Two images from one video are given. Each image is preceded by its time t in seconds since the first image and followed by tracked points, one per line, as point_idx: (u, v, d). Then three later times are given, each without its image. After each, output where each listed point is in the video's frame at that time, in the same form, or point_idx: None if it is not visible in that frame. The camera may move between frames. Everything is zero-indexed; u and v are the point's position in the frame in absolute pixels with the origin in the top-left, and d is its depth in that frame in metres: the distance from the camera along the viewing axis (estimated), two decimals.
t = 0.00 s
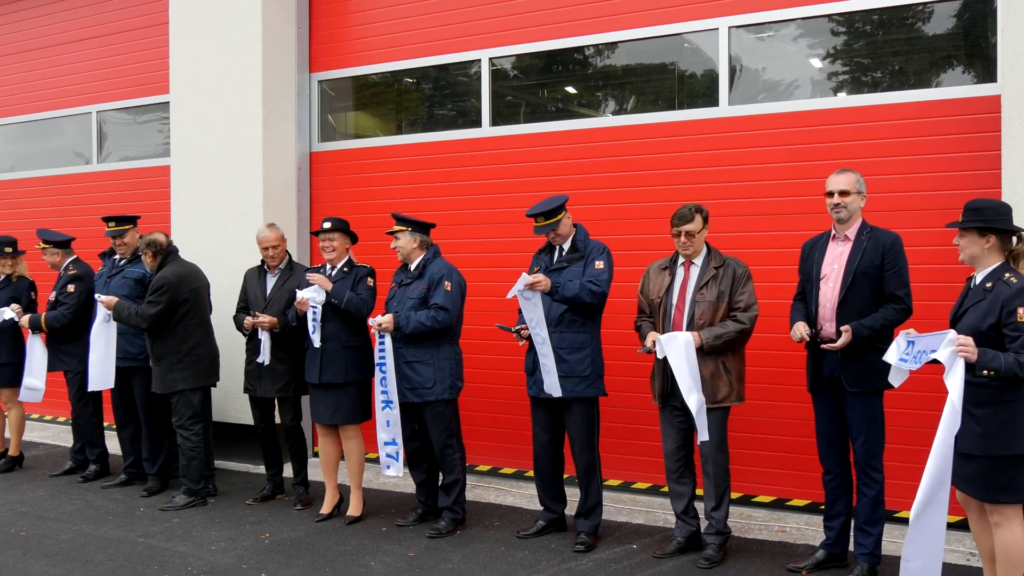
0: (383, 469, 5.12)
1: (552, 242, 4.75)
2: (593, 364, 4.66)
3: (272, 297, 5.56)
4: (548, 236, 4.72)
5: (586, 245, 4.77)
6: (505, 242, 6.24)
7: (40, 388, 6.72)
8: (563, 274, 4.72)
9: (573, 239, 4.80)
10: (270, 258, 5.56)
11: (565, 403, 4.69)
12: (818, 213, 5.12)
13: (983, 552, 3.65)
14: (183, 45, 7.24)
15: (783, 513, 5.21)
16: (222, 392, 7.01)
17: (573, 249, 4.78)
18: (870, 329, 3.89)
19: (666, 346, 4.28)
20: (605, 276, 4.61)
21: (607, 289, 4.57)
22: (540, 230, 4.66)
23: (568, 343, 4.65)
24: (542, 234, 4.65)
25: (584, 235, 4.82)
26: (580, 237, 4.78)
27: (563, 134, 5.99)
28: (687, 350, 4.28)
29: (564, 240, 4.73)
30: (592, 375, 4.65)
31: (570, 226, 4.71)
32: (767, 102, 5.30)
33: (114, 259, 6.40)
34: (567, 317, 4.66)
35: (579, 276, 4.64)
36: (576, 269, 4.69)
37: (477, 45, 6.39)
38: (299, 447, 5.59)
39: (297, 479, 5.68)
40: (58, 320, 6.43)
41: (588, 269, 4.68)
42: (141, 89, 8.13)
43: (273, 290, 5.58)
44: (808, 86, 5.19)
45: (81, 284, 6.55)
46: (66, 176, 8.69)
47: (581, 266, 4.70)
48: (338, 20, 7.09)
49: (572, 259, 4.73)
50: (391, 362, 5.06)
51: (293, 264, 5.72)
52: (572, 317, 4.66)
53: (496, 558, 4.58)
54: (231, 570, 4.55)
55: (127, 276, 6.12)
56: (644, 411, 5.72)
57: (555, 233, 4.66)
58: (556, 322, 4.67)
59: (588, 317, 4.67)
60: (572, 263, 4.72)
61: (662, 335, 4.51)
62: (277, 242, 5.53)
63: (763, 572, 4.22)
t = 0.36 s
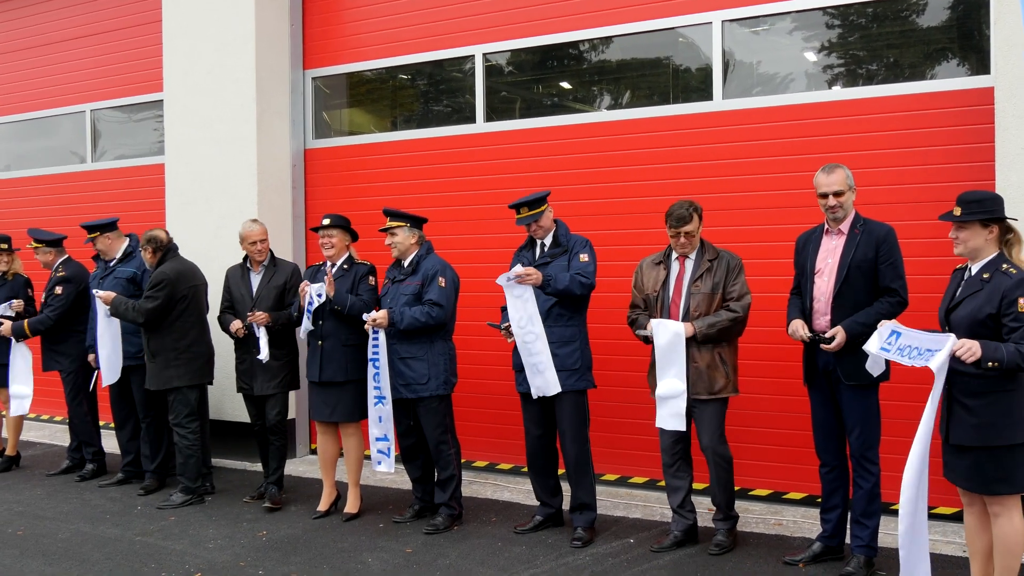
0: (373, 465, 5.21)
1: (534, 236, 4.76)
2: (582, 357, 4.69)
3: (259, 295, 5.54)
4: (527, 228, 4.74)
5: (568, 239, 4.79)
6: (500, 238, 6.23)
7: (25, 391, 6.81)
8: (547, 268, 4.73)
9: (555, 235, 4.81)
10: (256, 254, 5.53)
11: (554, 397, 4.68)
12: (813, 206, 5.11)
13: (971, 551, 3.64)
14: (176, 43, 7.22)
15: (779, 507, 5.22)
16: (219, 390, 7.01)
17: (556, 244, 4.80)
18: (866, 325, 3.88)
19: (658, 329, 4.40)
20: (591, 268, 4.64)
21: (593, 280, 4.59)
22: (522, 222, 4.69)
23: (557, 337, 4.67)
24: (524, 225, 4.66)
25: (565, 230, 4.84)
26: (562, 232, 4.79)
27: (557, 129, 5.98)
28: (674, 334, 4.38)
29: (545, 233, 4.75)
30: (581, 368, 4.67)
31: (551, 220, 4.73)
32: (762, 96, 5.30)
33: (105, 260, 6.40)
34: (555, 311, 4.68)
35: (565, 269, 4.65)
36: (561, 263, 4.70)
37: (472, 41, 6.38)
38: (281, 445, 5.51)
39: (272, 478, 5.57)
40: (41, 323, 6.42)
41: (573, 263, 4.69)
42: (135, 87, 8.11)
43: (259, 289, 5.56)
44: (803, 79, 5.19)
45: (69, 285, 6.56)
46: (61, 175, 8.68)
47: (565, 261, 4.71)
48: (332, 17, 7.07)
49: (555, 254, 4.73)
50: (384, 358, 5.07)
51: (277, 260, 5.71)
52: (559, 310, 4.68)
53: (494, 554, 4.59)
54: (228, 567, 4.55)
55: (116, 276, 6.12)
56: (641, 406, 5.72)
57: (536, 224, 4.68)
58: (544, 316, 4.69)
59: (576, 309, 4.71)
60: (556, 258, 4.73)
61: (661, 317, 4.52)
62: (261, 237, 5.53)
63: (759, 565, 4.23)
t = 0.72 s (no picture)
0: (370, 463, 5.22)
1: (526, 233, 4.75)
2: (576, 353, 4.71)
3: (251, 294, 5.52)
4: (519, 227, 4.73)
5: (558, 237, 4.80)
6: (498, 236, 6.23)
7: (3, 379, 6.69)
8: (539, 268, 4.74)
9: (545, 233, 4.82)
10: (252, 251, 5.51)
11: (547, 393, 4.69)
12: (810, 205, 5.12)
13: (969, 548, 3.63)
14: (174, 40, 7.21)
15: (775, 505, 5.22)
16: (216, 388, 7.01)
17: (546, 242, 4.80)
18: (863, 325, 3.89)
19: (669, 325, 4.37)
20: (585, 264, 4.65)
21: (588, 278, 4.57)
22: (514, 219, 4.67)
23: (551, 335, 4.67)
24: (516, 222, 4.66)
25: (555, 228, 4.84)
26: (553, 231, 4.79)
27: (555, 127, 5.98)
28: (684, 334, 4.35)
29: (536, 231, 4.73)
30: (576, 364, 4.69)
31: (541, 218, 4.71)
32: (759, 95, 5.30)
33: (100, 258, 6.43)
34: (549, 308, 4.67)
35: (559, 266, 4.66)
36: (553, 261, 4.70)
37: (470, 39, 6.37)
38: (271, 447, 5.56)
39: (261, 481, 5.57)
40: (20, 314, 6.47)
41: (566, 260, 4.70)
42: (132, 84, 8.10)
43: (252, 287, 5.54)
44: (801, 78, 5.19)
45: (55, 280, 6.54)
46: (58, 172, 8.66)
47: (557, 259, 4.72)
48: (330, 14, 7.06)
49: (549, 251, 4.75)
50: (384, 355, 5.06)
51: (272, 259, 5.66)
52: (554, 308, 4.68)
53: (490, 552, 4.59)
54: (225, 565, 4.54)
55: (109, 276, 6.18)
56: (638, 404, 5.72)
57: (528, 222, 4.66)
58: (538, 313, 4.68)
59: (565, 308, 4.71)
60: (547, 256, 4.74)
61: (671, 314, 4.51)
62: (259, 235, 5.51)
63: (755, 564, 4.23)
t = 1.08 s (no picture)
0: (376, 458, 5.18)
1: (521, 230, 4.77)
2: (574, 352, 4.74)
3: (250, 292, 5.51)
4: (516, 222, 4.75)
5: (553, 234, 4.81)
6: (495, 234, 6.23)
7: None
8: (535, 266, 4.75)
9: (540, 230, 4.81)
10: (248, 248, 5.49)
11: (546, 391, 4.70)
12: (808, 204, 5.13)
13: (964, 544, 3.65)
14: (172, 36, 7.19)
15: (772, 503, 5.25)
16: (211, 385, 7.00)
17: (541, 240, 4.80)
18: (858, 323, 3.91)
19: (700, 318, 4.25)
20: (585, 268, 4.67)
21: (593, 283, 4.64)
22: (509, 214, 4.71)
23: (550, 333, 4.68)
24: (511, 217, 4.69)
25: (551, 226, 4.85)
26: (548, 229, 4.79)
27: (553, 125, 5.99)
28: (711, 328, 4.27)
29: (531, 228, 4.74)
30: (574, 363, 4.71)
31: (537, 215, 4.73)
32: (757, 94, 5.31)
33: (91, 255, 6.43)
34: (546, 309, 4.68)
35: (559, 268, 4.70)
36: (550, 260, 4.73)
37: (468, 36, 6.37)
38: (269, 445, 5.53)
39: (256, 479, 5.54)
40: (13, 309, 6.48)
41: (564, 262, 4.73)
42: (129, 80, 8.08)
43: (252, 285, 5.53)
44: (798, 77, 5.20)
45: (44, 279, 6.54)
46: (54, 168, 8.64)
47: (554, 258, 4.74)
48: (329, 11, 7.05)
49: (544, 250, 4.76)
50: (389, 351, 5.06)
51: (274, 258, 5.67)
52: (551, 307, 4.68)
53: (487, 549, 4.60)
54: (222, 562, 4.54)
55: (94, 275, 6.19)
56: (635, 402, 5.73)
57: (523, 218, 4.69)
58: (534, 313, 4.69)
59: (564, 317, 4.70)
60: (543, 255, 4.75)
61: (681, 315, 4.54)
62: (257, 231, 5.50)
63: (752, 561, 4.24)
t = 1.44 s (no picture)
0: (388, 459, 5.02)
1: (527, 225, 4.75)
2: (576, 353, 4.73)
3: (247, 292, 5.50)
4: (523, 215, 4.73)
5: (560, 234, 4.78)
6: (491, 232, 6.23)
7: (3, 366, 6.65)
8: (540, 265, 4.73)
9: (546, 228, 4.80)
10: (241, 247, 5.47)
11: (546, 391, 4.69)
12: (803, 200, 5.13)
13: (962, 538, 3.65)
14: (166, 36, 7.18)
15: (769, 499, 5.26)
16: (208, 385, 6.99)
17: (547, 239, 4.79)
18: (852, 319, 3.91)
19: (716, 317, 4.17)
20: (587, 277, 4.67)
21: (593, 294, 4.66)
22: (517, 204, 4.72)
23: (551, 333, 4.68)
24: (522, 207, 4.68)
25: (558, 224, 4.82)
26: (555, 228, 4.76)
27: (547, 123, 5.99)
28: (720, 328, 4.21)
29: (535, 226, 4.74)
30: (575, 363, 4.71)
31: (544, 211, 4.73)
32: (751, 90, 5.31)
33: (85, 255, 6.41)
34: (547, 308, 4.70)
35: (562, 269, 4.69)
36: (555, 261, 4.71)
37: (461, 35, 6.37)
38: (264, 445, 5.52)
39: (254, 479, 5.54)
40: (9, 310, 6.47)
41: (569, 264, 4.72)
42: (123, 81, 8.06)
43: (248, 285, 5.52)
44: (792, 73, 5.20)
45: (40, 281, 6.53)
46: (48, 169, 8.63)
47: (559, 258, 4.72)
48: (323, 10, 7.04)
49: (549, 250, 4.74)
50: (397, 352, 5.05)
51: (270, 258, 5.65)
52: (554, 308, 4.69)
53: (485, 547, 4.60)
54: (220, 562, 4.54)
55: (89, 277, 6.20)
56: (632, 399, 5.74)
57: (530, 209, 4.67)
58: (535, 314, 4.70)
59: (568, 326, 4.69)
60: (550, 253, 4.73)
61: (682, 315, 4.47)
62: (250, 232, 5.47)
63: (750, 557, 4.25)
